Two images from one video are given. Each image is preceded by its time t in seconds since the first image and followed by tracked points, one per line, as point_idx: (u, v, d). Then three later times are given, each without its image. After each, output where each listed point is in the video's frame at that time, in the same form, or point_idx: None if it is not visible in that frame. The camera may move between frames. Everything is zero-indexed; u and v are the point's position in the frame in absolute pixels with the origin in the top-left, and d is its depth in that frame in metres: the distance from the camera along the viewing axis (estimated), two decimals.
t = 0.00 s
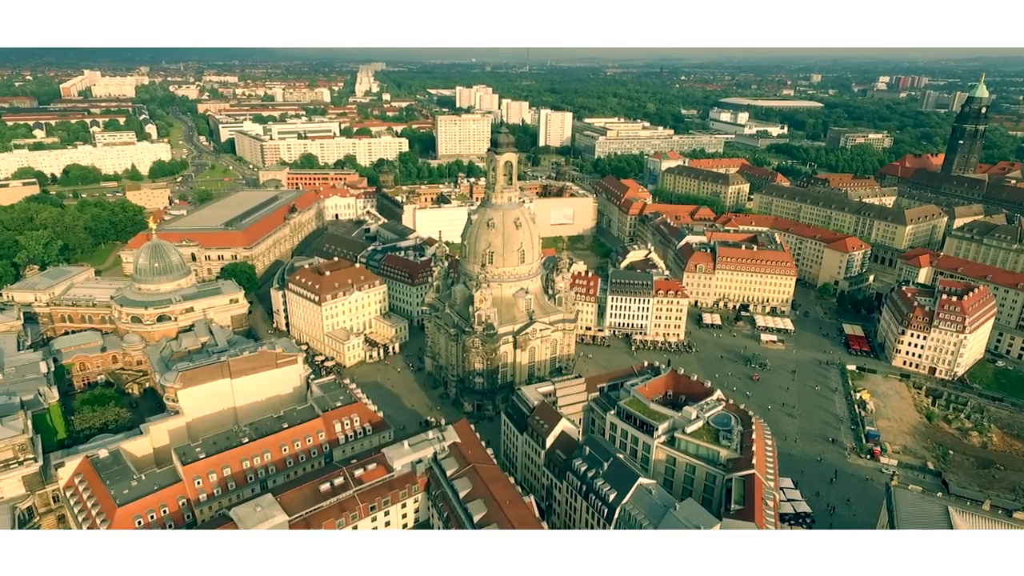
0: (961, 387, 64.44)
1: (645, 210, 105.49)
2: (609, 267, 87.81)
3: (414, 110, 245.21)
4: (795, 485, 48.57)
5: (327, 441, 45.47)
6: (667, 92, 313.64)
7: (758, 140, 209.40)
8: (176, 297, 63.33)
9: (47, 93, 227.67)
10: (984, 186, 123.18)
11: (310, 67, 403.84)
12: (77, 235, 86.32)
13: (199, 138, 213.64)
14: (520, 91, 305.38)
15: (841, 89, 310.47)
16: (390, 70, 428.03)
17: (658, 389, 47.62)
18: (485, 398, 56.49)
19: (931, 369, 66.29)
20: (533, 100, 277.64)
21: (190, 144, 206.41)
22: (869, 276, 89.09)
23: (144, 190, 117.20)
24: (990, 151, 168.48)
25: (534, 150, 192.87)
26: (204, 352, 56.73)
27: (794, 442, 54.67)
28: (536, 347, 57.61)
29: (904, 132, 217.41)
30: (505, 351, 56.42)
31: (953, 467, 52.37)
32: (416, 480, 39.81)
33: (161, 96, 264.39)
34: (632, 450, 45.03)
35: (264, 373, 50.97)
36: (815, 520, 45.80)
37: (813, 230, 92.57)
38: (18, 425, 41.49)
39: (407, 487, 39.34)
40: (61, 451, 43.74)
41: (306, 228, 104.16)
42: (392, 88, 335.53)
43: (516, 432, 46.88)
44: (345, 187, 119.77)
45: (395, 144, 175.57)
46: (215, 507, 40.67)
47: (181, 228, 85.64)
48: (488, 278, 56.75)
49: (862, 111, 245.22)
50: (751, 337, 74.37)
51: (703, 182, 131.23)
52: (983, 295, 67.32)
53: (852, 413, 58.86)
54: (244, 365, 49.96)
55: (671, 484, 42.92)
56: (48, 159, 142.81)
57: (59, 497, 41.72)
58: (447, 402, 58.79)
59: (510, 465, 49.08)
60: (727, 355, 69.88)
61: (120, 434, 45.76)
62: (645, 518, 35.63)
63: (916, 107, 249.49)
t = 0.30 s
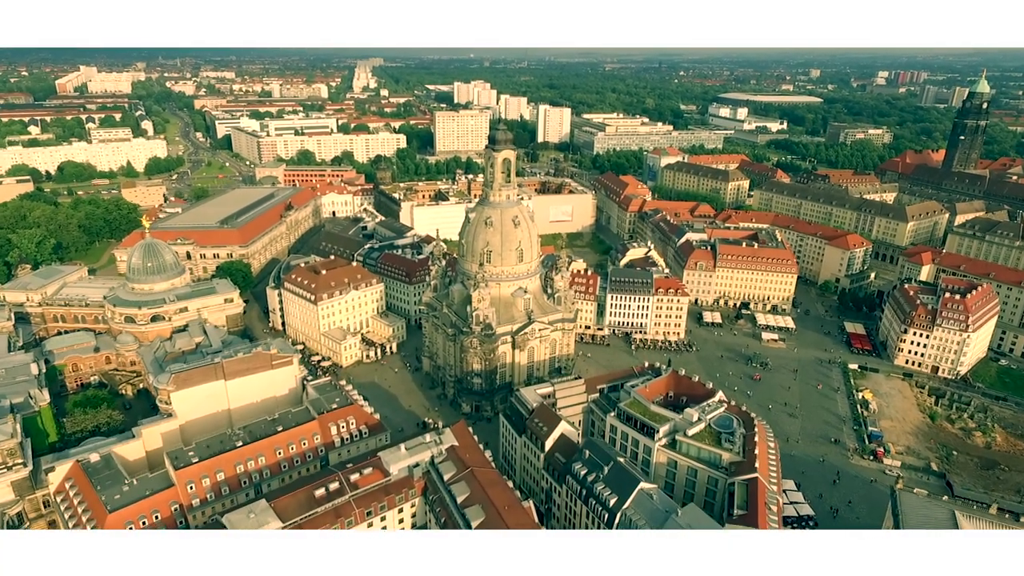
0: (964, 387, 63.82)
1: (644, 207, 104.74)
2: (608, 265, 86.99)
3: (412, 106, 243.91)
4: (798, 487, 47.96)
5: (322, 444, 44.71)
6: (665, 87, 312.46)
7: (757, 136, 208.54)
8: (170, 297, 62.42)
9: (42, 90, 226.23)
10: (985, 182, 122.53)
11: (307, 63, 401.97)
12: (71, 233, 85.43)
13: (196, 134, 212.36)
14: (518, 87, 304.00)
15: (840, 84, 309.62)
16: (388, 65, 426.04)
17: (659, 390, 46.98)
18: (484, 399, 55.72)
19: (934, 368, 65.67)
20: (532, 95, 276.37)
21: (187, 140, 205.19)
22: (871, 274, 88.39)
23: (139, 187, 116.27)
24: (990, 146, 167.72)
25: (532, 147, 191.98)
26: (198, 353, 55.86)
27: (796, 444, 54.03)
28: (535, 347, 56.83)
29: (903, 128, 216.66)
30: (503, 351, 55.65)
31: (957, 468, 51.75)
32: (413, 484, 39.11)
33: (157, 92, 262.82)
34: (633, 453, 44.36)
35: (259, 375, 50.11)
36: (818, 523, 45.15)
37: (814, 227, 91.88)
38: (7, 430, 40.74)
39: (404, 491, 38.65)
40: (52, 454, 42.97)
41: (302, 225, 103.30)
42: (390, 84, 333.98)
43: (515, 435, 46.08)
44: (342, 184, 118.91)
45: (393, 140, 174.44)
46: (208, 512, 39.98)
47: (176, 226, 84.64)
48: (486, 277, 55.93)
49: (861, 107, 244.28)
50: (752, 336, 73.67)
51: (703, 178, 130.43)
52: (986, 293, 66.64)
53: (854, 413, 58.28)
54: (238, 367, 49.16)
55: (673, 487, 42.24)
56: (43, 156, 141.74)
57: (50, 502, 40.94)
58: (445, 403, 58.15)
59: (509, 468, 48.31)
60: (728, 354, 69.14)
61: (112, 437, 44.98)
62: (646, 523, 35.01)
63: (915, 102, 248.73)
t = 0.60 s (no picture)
0: (975, 387, 61.88)
1: (645, 200, 102.43)
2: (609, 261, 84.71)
3: (408, 96, 240.55)
4: (808, 497, 46.06)
5: (311, 455, 42.65)
6: (665, 76, 308.72)
7: (758, 126, 205.65)
8: (155, 297, 60.09)
9: (33, 80, 222.51)
10: (992, 173, 120.17)
11: (302, 52, 397.44)
12: (56, 229, 82.96)
13: (189, 125, 209.13)
14: (516, 76, 300.16)
15: (841, 73, 306.10)
16: (385, 54, 421.50)
17: (662, 396, 44.99)
18: (481, 403, 53.65)
19: (945, 368, 63.70)
20: (530, 85, 272.84)
21: (179, 131, 202.00)
22: (877, 269, 86.24)
23: (128, 180, 113.62)
24: (995, 136, 164.98)
25: (530, 137, 189.12)
26: (183, 357, 53.71)
27: (805, 450, 52.10)
28: (533, 349, 54.72)
29: (905, 117, 213.82)
30: (501, 354, 53.53)
31: (972, 475, 49.91)
32: (405, 500, 37.07)
33: (150, 82, 259.02)
34: (636, 463, 42.40)
35: (244, 381, 47.93)
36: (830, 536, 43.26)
37: (819, 221, 89.64)
38: None
39: (395, 508, 36.62)
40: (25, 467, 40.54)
41: (295, 220, 100.81)
42: (386, 73, 329.75)
43: (513, 444, 44.05)
44: (337, 176, 116.28)
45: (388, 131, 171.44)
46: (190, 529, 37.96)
47: (164, 221, 82.11)
48: (482, 277, 53.73)
49: (863, 96, 241.17)
50: (756, 334, 71.62)
51: (704, 170, 127.92)
52: (999, 291, 64.57)
53: (863, 417, 56.44)
54: (223, 373, 46.99)
55: (678, 501, 40.27)
56: (31, 148, 138.79)
57: (23, 518, 37.98)
58: (441, 407, 56.06)
59: (506, 477, 46.36)
60: (732, 354, 67.09)
61: (90, 448, 42.81)
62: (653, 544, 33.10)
63: (917, 91, 245.70)
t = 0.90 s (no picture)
0: (990, 390, 59.83)
1: (646, 194, 100.08)
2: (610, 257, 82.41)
3: (405, 86, 237.07)
4: (820, 509, 44.03)
5: (298, 470, 40.47)
6: (665, 65, 304.99)
7: (760, 117, 202.73)
8: (138, 299, 57.73)
9: (24, 71, 218.77)
10: (1000, 165, 117.70)
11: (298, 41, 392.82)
12: (39, 226, 80.40)
13: (183, 116, 205.88)
14: (515, 65, 296.36)
15: (842, 62, 302.54)
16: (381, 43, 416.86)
17: (668, 405, 42.90)
18: (477, 410, 51.53)
19: (957, 370, 61.62)
20: (529, 74, 269.28)
21: (173, 122, 198.73)
22: (885, 265, 84.00)
23: (118, 174, 110.97)
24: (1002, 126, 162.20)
25: (529, 128, 186.11)
26: (166, 362, 51.47)
27: (816, 457, 50.05)
28: (532, 354, 52.54)
29: (908, 107, 210.90)
30: (498, 359, 51.36)
31: (990, 485, 47.96)
32: (396, 520, 34.95)
33: (144, 72, 255.25)
34: (640, 477, 40.32)
35: (228, 390, 45.70)
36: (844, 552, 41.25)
37: (826, 216, 87.32)
38: None
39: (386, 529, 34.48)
40: None
41: (288, 215, 98.37)
42: (383, 62, 325.50)
43: (511, 456, 41.89)
44: (331, 170, 113.65)
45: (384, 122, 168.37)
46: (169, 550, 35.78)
47: (151, 217, 79.66)
48: (479, 279, 51.46)
49: (865, 85, 237.93)
50: (762, 334, 69.51)
51: (706, 162, 125.29)
52: (1014, 290, 62.39)
53: (875, 422, 54.34)
54: (207, 381, 44.79)
55: (686, 518, 38.13)
56: (19, 141, 135.68)
57: None
58: (436, 413, 53.97)
59: (505, 490, 44.25)
60: (738, 356, 64.94)
61: (66, 463, 40.67)
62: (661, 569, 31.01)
63: (920, 80, 242.54)
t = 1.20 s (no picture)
0: (1006, 394, 57.75)
1: (648, 188, 97.59)
2: (612, 254, 80.05)
3: (402, 76, 233.49)
4: (836, 524, 42.03)
5: (285, 486, 38.35)
6: (666, 55, 301.16)
7: (762, 107, 199.68)
8: (122, 301, 55.37)
9: (15, 61, 215.23)
10: (1010, 158, 115.19)
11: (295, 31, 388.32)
12: (24, 223, 77.93)
13: (177, 108, 202.64)
14: (514, 55, 292.51)
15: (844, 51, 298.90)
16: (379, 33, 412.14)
17: (675, 416, 40.85)
18: (475, 418, 49.40)
19: (972, 372, 59.55)
20: (528, 64, 265.57)
21: (166, 114, 195.53)
22: (895, 262, 81.61)
23: (107, 168, 108.27)
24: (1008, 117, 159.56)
25: (528, 120, 183.08)
26: (150, 369, 49.23)
27: (828, 467, 48.02)
28: (532, 359, 50.35)
29: (912, 97, 207.86)
30: (497, 365, 49.17)
31: (1011, 497, 45.94)
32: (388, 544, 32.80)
33: (138, 63, 251.63)
34: (646, 493, 38.27)
35: (213, 400, 43.52)
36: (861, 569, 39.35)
37: (833, 210, 84.86)
38: None
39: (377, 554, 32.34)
40: None
41: (281, 210, 95.92)
42: (380, 52, 321.50)
43: (510, 471, 39.79)
44: (326, 163, 111.02)
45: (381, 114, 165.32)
46: None
47: (139, 214, 77.20)
48: (476, 281, 49.17)
49: (868, 75, 234.64)
50: (769, 334, 67.36)
51: (709, 154, 122.64)
52: None
53: (889, 429, 52.23)
54: (190, 391, 42.57)
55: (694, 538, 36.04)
56: (8, 134, 132.70)
57: None
58: (432, 421, 51.87)
59: (503, 505, 42.13)
60: (745, 357, 62.81)
61: (40, 478, 38.53)
62: None
63: (923, 70, 239.24)
